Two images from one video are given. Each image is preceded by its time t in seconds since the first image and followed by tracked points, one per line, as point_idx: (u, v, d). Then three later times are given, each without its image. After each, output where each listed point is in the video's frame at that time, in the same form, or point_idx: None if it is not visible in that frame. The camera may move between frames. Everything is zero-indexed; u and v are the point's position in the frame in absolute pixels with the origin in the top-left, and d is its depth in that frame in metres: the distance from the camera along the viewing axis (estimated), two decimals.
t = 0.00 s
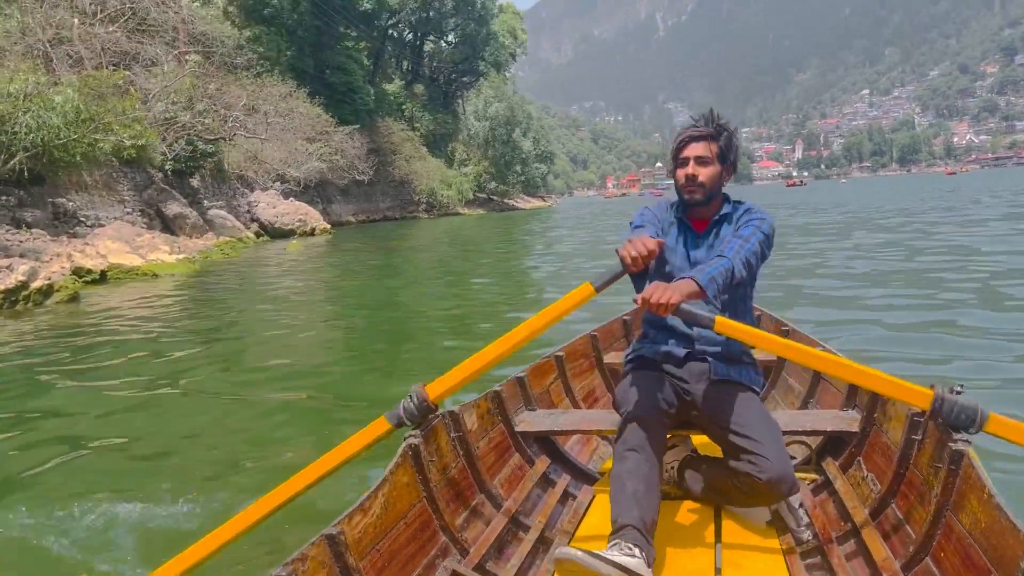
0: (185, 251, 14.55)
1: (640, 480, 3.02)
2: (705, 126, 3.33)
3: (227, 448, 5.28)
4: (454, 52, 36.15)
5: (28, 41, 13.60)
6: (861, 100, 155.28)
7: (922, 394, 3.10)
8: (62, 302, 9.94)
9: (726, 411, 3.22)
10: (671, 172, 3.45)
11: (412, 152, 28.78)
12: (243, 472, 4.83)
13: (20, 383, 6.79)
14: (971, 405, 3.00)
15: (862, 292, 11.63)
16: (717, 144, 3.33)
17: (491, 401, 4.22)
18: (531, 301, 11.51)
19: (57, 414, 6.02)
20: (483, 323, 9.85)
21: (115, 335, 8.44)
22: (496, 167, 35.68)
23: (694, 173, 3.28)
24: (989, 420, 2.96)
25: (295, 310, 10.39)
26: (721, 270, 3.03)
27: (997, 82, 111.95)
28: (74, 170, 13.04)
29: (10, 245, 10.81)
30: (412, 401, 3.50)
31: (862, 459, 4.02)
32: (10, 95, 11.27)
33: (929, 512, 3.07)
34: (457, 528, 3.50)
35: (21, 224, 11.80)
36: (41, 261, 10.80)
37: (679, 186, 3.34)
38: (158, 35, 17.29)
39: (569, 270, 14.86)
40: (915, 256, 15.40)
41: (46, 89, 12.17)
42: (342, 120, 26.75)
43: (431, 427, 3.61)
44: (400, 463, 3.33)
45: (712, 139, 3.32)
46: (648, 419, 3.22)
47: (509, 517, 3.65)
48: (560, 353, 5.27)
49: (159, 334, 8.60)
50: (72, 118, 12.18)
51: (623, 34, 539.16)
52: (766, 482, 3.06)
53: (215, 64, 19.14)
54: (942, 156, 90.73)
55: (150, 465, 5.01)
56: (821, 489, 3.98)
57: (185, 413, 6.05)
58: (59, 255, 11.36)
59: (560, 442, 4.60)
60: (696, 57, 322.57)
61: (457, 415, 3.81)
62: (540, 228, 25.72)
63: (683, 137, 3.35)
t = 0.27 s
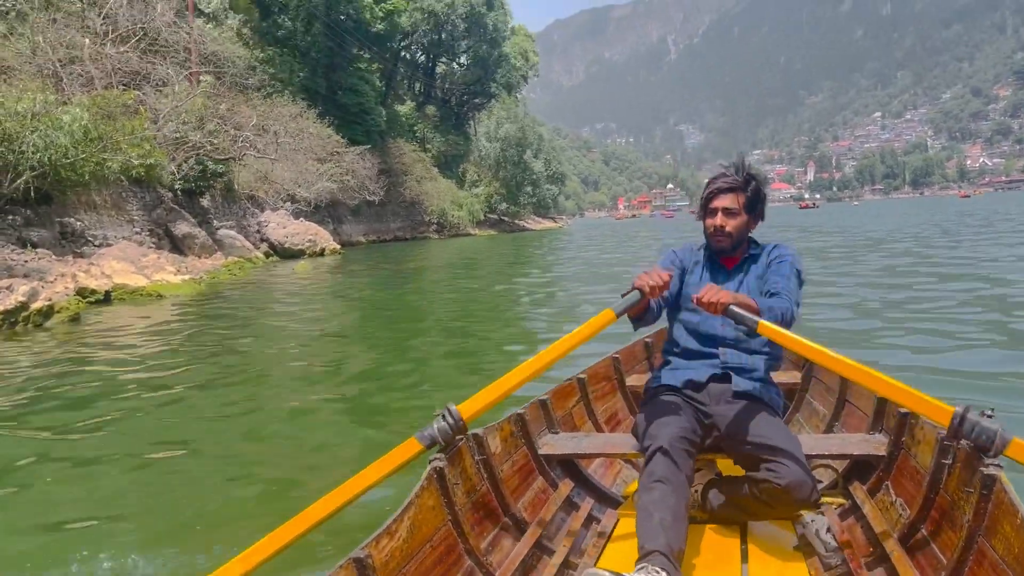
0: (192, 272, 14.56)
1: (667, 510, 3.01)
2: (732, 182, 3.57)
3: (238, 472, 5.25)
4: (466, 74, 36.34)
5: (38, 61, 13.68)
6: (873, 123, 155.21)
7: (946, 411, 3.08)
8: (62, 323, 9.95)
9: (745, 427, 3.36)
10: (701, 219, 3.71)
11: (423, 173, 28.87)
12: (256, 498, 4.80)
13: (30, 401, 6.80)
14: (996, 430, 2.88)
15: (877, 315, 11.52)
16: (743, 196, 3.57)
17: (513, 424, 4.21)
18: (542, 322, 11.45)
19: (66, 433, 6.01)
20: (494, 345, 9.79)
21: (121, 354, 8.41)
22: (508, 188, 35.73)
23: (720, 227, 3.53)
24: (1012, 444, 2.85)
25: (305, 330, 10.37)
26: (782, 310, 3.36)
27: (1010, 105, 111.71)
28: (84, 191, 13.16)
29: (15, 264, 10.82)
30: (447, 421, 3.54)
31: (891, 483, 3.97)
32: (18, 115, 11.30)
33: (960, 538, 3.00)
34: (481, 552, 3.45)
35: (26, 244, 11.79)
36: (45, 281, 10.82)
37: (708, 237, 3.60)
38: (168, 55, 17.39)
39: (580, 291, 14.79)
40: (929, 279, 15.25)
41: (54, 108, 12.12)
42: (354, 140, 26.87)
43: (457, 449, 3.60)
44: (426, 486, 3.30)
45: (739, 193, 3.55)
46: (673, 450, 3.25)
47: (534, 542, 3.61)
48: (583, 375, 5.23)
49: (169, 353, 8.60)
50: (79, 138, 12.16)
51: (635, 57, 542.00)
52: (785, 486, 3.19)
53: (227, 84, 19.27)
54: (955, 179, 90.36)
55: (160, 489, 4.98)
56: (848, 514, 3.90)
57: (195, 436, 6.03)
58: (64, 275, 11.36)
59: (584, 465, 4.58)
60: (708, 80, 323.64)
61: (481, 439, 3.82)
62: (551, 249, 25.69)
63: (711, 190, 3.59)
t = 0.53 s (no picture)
0: (196, 282, 14.51)
1: (680, 512, 2.99)
2: (709, 184, 3.34)
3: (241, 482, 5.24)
4: (476, 87, 36.43)
5: (42, 71, 13.68)
6: (884, 137, 154.85)
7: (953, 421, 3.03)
8: (57, 335, 9.85)
9: (760, 442, 3.27)
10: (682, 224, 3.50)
11: (432, 185, 28.88)
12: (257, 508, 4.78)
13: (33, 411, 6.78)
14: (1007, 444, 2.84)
15: (888, 329, 11.40)
16: (725, 198, 3.35)
17: (529, 430, 4.36)
18: (550, 334, 11.38)
19: (68, 443, 5.99)
20: (501, 357, 9.74)
21: (123, 365, 8.37)
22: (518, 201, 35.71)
23: (703, 236, 3.33)
24: None
25: (312, 342, 10.33)
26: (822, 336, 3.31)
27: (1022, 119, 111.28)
28: (89, 201, 13.22)
29: (14, 275, 10.83)
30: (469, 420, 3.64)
31: (908, 496, 3.92)
32: (21, 124, 11.28)
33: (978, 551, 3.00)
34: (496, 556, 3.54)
35: (26, 254, 11.70)
36: (44, 293, 10.86)
37: (692, 246, 3.41)
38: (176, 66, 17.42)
39: (589, 304, 14.71)
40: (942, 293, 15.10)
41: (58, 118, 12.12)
42: (363, 153, 26.90)
43: (473, 452, 3.74)
44: (442, 486, 3.41)
45: (718, 195, 3.33)
46: (686, 449, 3.23)
47: (547, 546, 3.70)
48: (598, 383, 5.33)
49: (173, 364, 8.57)
50: (82, 148, 12.14)
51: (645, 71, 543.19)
52: (806, 508, 3.05)
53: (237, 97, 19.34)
54: (967, 193, 89.95)
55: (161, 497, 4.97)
56: (865, 526, 3.83)
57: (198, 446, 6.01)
58: (64, 287, 11.31)
59: (598, 473, 4.69)
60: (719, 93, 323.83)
61: (496, 442, 3.96)
62: (561, 261, 25.64)
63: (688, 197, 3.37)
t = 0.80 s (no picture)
0: (196, 287, 14.46)
1: (683, 508, 3.00)
2: (689, 213, 3.15)
3: (240, 483, 5.24)
4: (482, 92, 36.39)
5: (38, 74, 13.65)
6: (893, 142, 154.34)
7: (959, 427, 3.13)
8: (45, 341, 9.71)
9: (772, 446, 3.27)
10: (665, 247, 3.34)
11: (438, 191, 28.83)
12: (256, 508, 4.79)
13: (33, 413, 6.78)
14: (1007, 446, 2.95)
15: (895, 334, 11.31)
16: (707, 222, 3.16)
17: (535, 425, 4.42)
18: (554, 339, 11.33)
19: (67, 445, 5.99)
20: (503, 361, 9.70)
21: (120, 370, 8.34)
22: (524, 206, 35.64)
23: (688, 269, 3.18)
24: None
25: (313, 347, 10.30)
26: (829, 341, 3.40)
27: None
28: (88, 206, 13.22)
29: (7, 281, 10.79)
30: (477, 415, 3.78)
31: (916, 501, 3.93)
32: (15, 128, 11.25)
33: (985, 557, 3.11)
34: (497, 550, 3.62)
35: (21, 259, 11.62)
36: (37, 299, 10.85)
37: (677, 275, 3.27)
38: (177, 70, 17.40)
39: (593, 309, 14.65)
40: (950, 298, 14.98)
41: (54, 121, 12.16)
42: (368, 158, 26.86)
43: (475, 447, 3.81)
44: (444, 480, 3.49)
45: (698, 222, 3.14)
46: (690, 447, 3.29)
47: (549, 543, 3.76)
48: (605, 380, 5.38)
49: (170, 369, 8.52)
50: (78, 152, 12.14)
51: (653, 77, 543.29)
52: (818, 519, 3.01)
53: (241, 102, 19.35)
54: (977, 199, 89.49)
55: (160, 498, 4.97)
56: (872, 530, 3.80)
57: (198, 449, 6.01)
58: (57, 292, 11.28)
59: (604, 470, 4.75)
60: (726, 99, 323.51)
61: (502, 437, 4.05)
62: (567, 267, 25.54)
63: (667, 229, 3.19)
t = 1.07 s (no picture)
0: (193, 290, 14.41)
1: (685, 509, 2.91)
2: (707, 203, 3.09)
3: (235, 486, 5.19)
4: (485, 94, 36.32)
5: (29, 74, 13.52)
6: (897, 143, 154.07)
7: (953, 432, 2.95)
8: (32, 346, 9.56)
9: (774, 445, 3.23)
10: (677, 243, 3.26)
11: (440, 192, 28.74)
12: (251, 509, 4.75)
13: (22, 418, 6.71)
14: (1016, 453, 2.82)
15: (898, 336, 11.22)
16: (725, 215, 3.11)
17: (538, 425, 4.44)
18: (554, 341, 11.26)
19: (61, 448, 5.95)
20: (502, 363, 9.63)
21: (111, 374, 8.27)
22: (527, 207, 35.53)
23: (706, 262, 3.09)
24: None
25: (312, 349, 10.25)
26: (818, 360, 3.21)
27: None
28: (83, 209, 13.19)
29: None
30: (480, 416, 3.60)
31: (918, 503, 4.06)
32: (7, 129, 11.20)
33: (987, 560, 3.19)
34: (500, 550, 3.64)
35: (13, 262, 11.53)
36: (27, 303, 10.80)
37: (692, 270, 3.18)
38: (174, 71, 17.32)
39: (594, 311, 14.57)
40: (954, 299, 14.88)
41: (47, 122, 12.13)
42: (369, 159, 26.81)
43: (480, 446, 3.83)
44: (448, 479, 3.51)
45: (717, 213, 3.09)
46: (691, 446, 3.20)
47: (552, 542, 3.72)
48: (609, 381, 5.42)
49: (163, 373, 8.45)
50: (71, 154, 12.11)
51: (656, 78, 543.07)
52: (819, 516, 2.98)
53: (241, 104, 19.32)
54: (982, 200, 89.37)
55: (154, 500, 4.93)
56: (875, 531, 3.94)
57: (192, 450, 5.96)
58: (49, 296, 11.22)
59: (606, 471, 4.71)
60: (730, 100, 323.25)
61: (506, 437, 4.05)
62: (570, 269, 25.45)
63: (686, 220, 3.12)
